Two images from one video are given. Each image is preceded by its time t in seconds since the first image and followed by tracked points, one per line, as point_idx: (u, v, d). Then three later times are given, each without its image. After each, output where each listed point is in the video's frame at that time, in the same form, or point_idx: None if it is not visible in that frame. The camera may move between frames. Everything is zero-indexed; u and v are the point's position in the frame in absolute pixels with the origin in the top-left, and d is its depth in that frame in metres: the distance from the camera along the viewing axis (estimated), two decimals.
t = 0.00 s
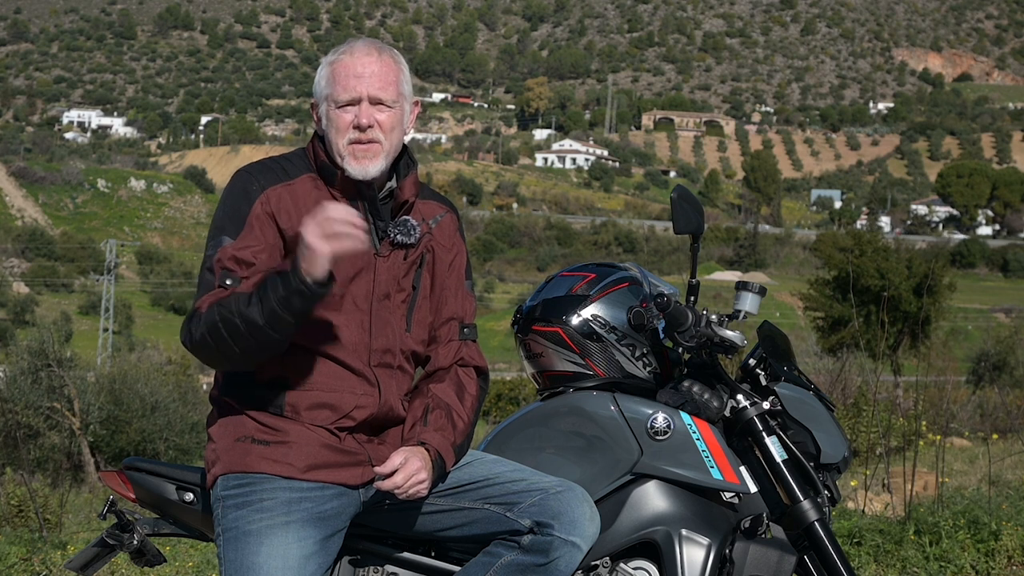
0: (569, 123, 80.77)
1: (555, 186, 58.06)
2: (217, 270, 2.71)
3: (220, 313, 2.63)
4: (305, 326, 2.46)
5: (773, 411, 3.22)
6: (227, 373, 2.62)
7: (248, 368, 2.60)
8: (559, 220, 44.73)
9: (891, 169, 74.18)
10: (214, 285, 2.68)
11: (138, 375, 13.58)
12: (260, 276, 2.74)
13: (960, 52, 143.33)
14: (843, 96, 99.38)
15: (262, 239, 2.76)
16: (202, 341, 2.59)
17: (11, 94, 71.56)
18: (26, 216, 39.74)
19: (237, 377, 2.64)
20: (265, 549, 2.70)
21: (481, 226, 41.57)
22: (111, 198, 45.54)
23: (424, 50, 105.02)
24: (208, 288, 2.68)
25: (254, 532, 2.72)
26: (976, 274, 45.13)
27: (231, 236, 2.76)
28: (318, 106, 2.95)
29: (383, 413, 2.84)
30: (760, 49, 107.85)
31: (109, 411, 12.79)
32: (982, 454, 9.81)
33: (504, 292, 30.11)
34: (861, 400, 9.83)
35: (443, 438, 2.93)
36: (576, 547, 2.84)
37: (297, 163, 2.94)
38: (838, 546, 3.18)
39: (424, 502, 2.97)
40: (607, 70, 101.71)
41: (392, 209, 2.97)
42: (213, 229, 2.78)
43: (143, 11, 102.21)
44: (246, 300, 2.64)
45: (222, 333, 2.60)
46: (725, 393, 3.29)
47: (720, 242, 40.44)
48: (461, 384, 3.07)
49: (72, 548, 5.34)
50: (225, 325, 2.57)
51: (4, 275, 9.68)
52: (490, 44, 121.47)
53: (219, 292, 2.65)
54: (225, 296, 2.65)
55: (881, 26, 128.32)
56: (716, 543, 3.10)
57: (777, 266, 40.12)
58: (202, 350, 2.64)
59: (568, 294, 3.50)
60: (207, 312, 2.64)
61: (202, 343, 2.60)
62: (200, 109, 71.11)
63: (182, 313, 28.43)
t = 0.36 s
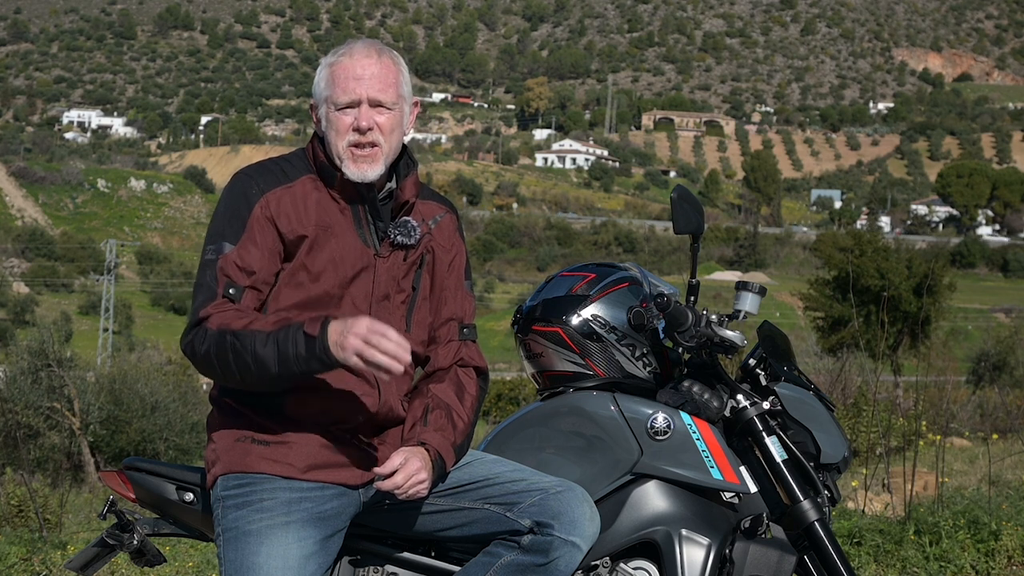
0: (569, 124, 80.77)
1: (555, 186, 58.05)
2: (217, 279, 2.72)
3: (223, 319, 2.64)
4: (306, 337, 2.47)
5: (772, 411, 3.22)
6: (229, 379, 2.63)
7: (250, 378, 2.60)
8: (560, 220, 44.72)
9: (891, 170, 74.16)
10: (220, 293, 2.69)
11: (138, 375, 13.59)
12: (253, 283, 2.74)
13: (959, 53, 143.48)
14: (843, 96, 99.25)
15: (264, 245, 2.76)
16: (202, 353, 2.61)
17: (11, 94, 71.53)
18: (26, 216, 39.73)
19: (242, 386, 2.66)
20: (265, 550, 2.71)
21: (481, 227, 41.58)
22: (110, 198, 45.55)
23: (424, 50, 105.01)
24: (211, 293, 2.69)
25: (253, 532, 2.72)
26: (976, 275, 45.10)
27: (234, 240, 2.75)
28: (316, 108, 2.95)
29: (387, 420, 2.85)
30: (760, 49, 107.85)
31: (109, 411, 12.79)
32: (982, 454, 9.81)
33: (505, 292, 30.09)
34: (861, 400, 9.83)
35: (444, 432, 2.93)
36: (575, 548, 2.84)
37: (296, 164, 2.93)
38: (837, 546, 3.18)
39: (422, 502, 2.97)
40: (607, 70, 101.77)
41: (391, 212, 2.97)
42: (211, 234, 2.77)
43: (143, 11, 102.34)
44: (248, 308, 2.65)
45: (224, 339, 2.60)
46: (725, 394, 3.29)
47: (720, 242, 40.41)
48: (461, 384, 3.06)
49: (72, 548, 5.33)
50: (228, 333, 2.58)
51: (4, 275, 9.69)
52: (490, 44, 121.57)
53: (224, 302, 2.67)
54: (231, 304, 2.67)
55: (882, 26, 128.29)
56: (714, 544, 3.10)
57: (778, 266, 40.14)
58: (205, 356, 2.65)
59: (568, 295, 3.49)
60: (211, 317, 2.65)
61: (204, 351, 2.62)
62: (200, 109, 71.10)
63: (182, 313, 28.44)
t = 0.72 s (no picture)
0: (569, 124, 80.81)
1: (556, 186, 58.08)
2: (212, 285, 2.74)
3: (221, 323, 2.66)
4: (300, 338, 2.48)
5: (772, 412, 3.22)
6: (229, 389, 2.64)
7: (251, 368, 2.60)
8: (560, 220, 44.74)
9: (891, 169, 74.20)
10: (216, 297, 2.70)
11: (138, 375, 13.60)
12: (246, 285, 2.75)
13: (959, 53, 143.69)
14: (844, 96, 99.26)
15: (259, 250, 2.75)
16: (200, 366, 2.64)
17: (11, 94, 71.50)
18: (26, 216, 39.72)
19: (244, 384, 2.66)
20: (265, 550, 2.71)
21: (481, 227, 41.59)
22: (111, 198, 45.54)
23: (424, 50, 105.05)
24: (206, 296, 2.70)
25: (253, 534, 2.72)
26: (976, 274, 45.10)
27: (229, 242, 2.74)
28: (317, 106, 2.95)
29: (388, 419, 2.84)
30: (760, 49, 107.88)
31: (109, 411, 12.80)
32: (982, 454, 9.81)
33: (505, 292, 30.10)
34: (861, 400, 9.84)
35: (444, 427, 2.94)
36: (575, 547, 2.84)
37: (295, 163, 2.92)
38: (838, 546, 3.18)
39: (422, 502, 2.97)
40: (607, 70, 101.80)
41: (392, 210, 2.98)
42: (210, 233, 2.77)
43: (143, 11, 102.40)
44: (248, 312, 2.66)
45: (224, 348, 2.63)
46: (726, 393, 3.29)
47: (720, 242, 40.40)
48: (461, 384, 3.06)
49: (72, 548, 5.33)
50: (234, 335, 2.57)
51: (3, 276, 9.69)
52: (490, 44, 121.67)
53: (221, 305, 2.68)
54: (229, 308, 2.68)
55: (882, 26, 128.34)
56: (715, 544, 3.10)
57: (778, 266, 40.19)
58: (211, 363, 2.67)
59: (567, 295, 3.49)
60: (201, 326, 2.65)
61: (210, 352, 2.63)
62: (200, 109, 71.12)
63: (181, 313, 28.44)
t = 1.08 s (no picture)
0: (569, 123, 80.83)
1: (555, 186, 58.10)
2: (207, 286, 2.74)
3: (220, 326, 2.66)
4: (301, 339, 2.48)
5: (772, 411, 3.22)
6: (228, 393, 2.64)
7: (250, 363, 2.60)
8: (560, 220, 44.74)
9: (891, 169, 74.16)
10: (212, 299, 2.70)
11: (138, 376, 13.60)
12: (244, 286, 2.76)
13: (960, 53, 143.69)
14: (844, 96, 99.24)
15: (255, 252, 2.76)
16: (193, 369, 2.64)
17: (11, 94, 71.46)
18: (26, 216, 39.69)
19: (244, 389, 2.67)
20: (265, 550, 2.71)
21: (481, 227, 41.58)
22: (110, 198, 45.52)
23: (425, 49, 105.08)
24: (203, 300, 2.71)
25: (254, 533, 2.72)
26: (976, 275, 45.08)
27: (225, 248, 2.75)
28: (314, 106, 2.95)
29: (387, 422, 2.85)
30: (760, 49, 107.80)
31: (109, 411, 12.80)
32: (983, 454, 9.80)
33: (505, 292, 30.07)
34: (861, 400, 9.85)
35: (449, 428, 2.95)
36: (575, 547, 2.84)
37: (290, 163, 2.93)
38: (838, 546, 3.17)
39: (423, 500, 2.96)
40: (607, 70, 101.78)
41: (389, 210, 2.97)
42: (208, 236, 2.78)
43: (143, 11, 102.35)
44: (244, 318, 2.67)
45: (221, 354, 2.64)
46: (725, 393, 3.29)
47: (720, 242, 40.38)
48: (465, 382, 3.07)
49: (72, 548, 5.33)
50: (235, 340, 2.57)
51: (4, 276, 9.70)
52: (490, 44, 121.61)
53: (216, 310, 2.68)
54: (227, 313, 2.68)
55: (882, 26, 128.44)
56: (715, 543, 3.10)
57: (777, 266, 40.21)
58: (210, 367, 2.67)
59: (567, 294, 3.50)
60: (196, 327, 2.66)
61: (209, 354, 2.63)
62: (200, 109, 71.10)
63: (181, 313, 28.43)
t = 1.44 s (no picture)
0: (569, 123, 80.86)
1: (556, 186, 58.17)
2: (213, 289, 2.73)
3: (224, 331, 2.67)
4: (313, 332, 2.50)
5: (771, 412, 3.22)
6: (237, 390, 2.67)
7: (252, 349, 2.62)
8: (560, 220, 44.76)
9: (891, 169, 74.18)
10: (216, 300, 2.70)
11: (138, 375, 13.62)
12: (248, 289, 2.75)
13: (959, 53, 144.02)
14: (843, 96, 99.33)
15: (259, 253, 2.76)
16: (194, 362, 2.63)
17: (10, 94, 71.41)
18: (26, 216, 39.68)
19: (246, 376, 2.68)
20: (264, 551, 2.71)
21: (481, 227, 41.62)
22: (110, 198, 45.50)
23: (425, 49, 105.18)
24: (211, 297, 2.73)
25: (253, 532, 2.71)
26: (976, 275, 45.10)
27: (230, 245, 2.75)
28: (314, 105, 2.94)
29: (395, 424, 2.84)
30: (760, 49, 107.88)
31: (109, 411, 12.79)
32: (982, 454, 9.81)
33: (505, 292, 30.09)
34: (861, 400, 9.85)
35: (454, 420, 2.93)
36: (575, 547, 2.84)
37: (290, 163, 2.92)
38: (838, 545, 3.17)
39: (421, 499, 2.96)
40: (607, 70, 101.81)
41: (389, 210, 2.96)
42: (210, 233, 2.78)
43: (143, 11, 102.42)
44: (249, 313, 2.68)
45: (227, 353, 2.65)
46: (726, 394, 3.28)
47: (720, 242, 40.38)
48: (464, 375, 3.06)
49: (72, 548, 5.33)
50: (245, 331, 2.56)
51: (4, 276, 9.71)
52: (490, 44, 121.61)
53: (218, 310, 2.69)
54: (231, 313, 2.68)
55: (881, 26, 128.59)
56: (714, 544, 3.10)
57: (778, 266, 40.25)
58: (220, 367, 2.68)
59: (567, 294, 3.49)
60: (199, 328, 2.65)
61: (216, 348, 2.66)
62: (200, 109, 71.10)
63: (181, 313, 28.44)
